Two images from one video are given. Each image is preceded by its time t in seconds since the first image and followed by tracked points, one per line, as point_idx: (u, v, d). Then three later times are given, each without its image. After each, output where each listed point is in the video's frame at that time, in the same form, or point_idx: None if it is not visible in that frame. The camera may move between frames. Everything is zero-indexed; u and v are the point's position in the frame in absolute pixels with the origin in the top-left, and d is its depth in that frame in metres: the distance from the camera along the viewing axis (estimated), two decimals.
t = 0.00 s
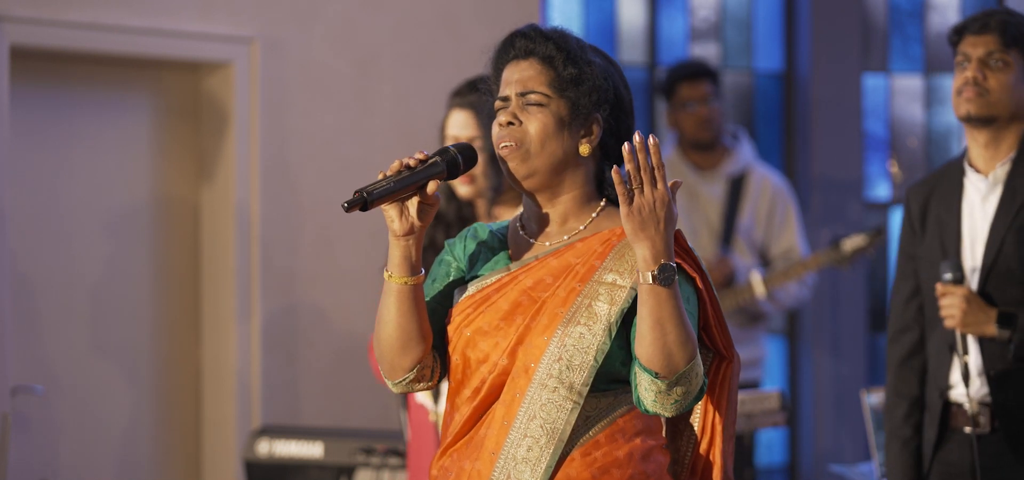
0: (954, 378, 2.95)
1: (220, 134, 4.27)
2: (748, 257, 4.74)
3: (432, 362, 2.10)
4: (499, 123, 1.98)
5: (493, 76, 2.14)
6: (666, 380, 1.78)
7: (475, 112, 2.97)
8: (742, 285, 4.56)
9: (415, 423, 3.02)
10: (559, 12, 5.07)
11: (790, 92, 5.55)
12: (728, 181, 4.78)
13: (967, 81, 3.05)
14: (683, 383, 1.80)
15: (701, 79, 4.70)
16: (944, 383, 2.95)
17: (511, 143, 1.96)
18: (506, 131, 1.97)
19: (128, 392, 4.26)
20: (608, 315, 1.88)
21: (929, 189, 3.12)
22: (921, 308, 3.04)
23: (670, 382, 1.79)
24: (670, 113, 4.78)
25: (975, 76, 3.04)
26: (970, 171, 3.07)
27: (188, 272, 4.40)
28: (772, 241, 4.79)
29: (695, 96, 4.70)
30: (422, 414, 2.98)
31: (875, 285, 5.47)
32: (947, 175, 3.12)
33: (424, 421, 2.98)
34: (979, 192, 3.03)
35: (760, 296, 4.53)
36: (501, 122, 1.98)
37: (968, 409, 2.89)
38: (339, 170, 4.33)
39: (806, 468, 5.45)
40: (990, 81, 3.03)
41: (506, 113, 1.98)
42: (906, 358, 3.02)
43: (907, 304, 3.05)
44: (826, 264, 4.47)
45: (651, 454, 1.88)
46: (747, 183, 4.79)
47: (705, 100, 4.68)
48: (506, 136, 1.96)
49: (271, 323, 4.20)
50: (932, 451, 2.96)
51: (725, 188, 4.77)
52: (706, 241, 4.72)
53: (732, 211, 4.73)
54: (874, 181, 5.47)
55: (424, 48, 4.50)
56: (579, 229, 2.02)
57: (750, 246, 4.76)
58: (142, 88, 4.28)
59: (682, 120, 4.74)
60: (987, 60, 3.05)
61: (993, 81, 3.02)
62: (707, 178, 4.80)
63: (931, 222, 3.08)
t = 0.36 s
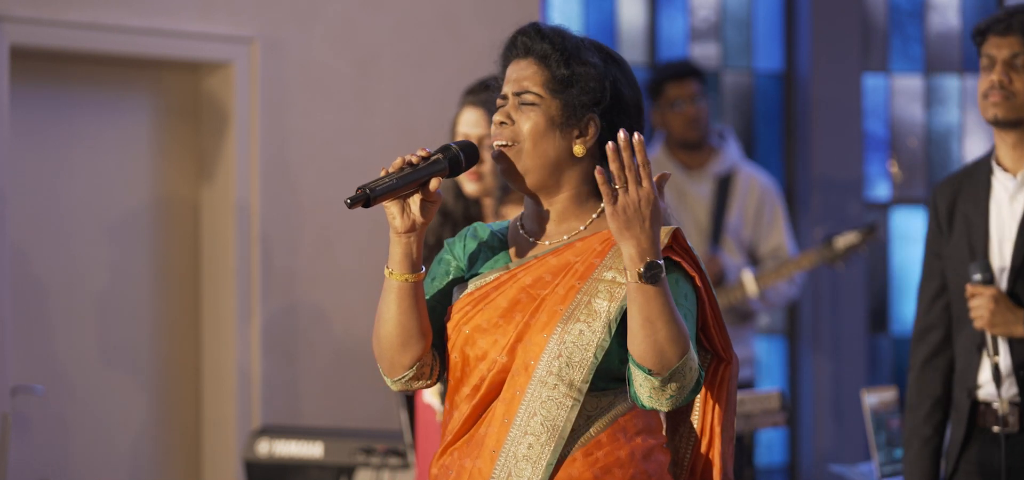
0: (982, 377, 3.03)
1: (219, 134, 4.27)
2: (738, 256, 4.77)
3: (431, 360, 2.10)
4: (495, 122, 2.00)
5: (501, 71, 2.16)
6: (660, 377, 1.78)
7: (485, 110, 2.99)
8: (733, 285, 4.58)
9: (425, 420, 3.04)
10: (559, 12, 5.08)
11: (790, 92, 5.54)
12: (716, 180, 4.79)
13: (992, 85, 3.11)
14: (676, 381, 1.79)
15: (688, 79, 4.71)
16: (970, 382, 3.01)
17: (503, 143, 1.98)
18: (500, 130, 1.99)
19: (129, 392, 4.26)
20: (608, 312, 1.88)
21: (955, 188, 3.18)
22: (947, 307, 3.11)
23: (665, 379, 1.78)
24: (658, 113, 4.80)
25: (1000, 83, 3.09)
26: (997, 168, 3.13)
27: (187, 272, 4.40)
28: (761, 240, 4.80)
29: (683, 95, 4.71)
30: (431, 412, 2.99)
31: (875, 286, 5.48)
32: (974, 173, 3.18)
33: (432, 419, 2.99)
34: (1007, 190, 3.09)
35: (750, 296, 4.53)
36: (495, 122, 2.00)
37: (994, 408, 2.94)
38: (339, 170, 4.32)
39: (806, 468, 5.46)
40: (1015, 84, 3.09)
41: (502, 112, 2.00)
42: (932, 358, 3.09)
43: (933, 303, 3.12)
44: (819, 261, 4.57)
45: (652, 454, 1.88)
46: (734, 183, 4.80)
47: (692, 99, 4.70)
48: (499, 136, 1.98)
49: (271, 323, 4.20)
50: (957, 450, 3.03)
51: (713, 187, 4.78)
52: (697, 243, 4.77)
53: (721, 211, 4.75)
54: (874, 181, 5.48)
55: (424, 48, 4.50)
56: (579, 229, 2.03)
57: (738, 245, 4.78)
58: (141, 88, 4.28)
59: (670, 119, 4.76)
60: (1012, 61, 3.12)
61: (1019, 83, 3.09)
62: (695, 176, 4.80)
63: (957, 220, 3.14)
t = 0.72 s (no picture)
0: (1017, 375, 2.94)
1: (219, 134, 4.28)
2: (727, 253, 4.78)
3: (428, 358, 2.10)
4: (505, 110, 1.99)
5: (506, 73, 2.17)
6: (650, 368, 1.76)
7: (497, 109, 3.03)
8: (725, 282, 4.61)
9: (430, 420, 3.05)
10: (560, 12, 5.11)
11: (790, 92, 5.54)
12: (705, 179, 4.77)
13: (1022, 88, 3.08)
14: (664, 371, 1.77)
15: (675, 78, 4.73)
16: (1001, 381, 2.94)
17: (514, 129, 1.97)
18: (510, 117, 1.98)
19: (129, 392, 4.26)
20: (605, 312, 1.88)
21: (986, 188, 3.14)
22: (979, 309, 3.07)
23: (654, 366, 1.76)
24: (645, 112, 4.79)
25: None
26: None
27: (187, 272, 4.39)
28: (750, 237, 4.82)
29: (670, 95, 4.72)
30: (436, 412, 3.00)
31: (875, 286, 5.48)
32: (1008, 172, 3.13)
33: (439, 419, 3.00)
34: None
35: (742, 291, 4.57)
36: (506, 108, 1.99)
37: None
38: (339, 170, 4.32)
39: (806, 468, 5.46)
40: None
41: (513, 100, 1.99)
42: (964, 359, 3.05)
43: (964, 306, 3.08)
44: (810, 256, 4.65)
45: (649, 455, 1.88)
46: (722, 182, 4.79)
47: (680, 98, 4.72)
48: (510, 121, 1.97)
49: (271, 323, 4.20)
50: (987, 450, 2.95)
51: (701, 186, 4.77)
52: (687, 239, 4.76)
53: (710, 208, 4.75)
54: (874, 181, 5.48)
55: (424, 48, 4.50)
56: (579, 228, 2.03)
57: (729, 243, 4.79)
58: (141, 88, 4.28)
59: (657, 119, 4.76)
60: None
61: None
62: (683, 176, 4.79)
63: (988, 222, 3.09)
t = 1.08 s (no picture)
0: None
1: (219, 134, 4.28)
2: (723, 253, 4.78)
3: (427, 357, 2.10)
4: (508, 108, 1.97)
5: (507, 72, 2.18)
6: (631, 378, 1.74)
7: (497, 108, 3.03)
8: (721, 280, 4.61)
9: (431, 419, 3.06)
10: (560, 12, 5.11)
11: (790, 92, 5.55)
12: (701, 178, 4.77)
13: None
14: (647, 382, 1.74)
15: (672, 77, 4.73)
16: None
17: (517, 127, 1.95)
18: (513, 115, 1.96)
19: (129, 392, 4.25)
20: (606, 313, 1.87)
21: (1009, 184, 2.85)
22: (999, 308, 2.78)
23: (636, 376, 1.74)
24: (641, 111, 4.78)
25: None
26: None
27: (187, 272, 4.39)
28: (747, 238, 4.83)
29: (667, 94, 4.72)
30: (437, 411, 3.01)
31: (875, 286, 5.48)
32: None
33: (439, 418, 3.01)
34: None
35: (738, 289, 4.56)
36: (509, 107, 1.97)
37: None
38: (339, 169, 4.32)
39: (806, 468, 5.46)
40: None
41: (516, 98, 1.98)
42: (982, 358, 2.76)
43: (983, 304, 2.79)
44: (807, 254, 4.69)
45: (649, 455, 1.88)
46: (720, 182, 4.79)
47: (677, 97, 4.72)
48: (513, 119, 1.95)
49: (271, 323, 4.20)
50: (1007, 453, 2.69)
51: (698, 186, 4.77)
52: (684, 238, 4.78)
53: (707, 207, 4.75)
54: (874, 181, 5.48)
55: (424, 48, 4.50)
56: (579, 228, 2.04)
57: (726, 243, 4.79)
58: (141, 87, 4.28)
59: (654, 118, 4.77)
60: None
61: None
62: (679, 176, 4.78)
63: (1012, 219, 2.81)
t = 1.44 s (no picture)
0: None
1: (219, 134, 4.27)
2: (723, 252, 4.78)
3: (430, 359, 2.10)
4: (508, 111, 1.98)
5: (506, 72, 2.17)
6: (620, 404, 1.77)
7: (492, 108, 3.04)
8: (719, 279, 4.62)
9: (431, 420, 3.06)
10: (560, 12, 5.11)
11: (790, 92, 5.55)
12: (701, 178, 4.77)
13: None
14: (639, 404, 1.76)
15: (672, 77, 4.73)
16: None
17: (517, 130, 1.95)
18: (514, 118, 1.96)
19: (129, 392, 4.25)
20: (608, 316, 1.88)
21: (1011, 185, 2.83)
22: (1001, 308, 2.76)
23: (628, 404, 1.77)
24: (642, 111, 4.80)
25: None
26: None
27: (187, 272, 4.39)
28: (746, 239, 4.82)
29: (668, 94, 4.72)
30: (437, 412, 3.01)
31: (875, 286, 5.48)
32: None
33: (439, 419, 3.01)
34: None
35: (736, 289, 4.57)
36: (509, 109, 1.97)
37: None
38: (339, 169, 4.32)
39: (806, 468, 5.46)
40: None
41: (516, 100, 1.98)
42: (985, 358, 2.74)
43: (985, 305, 2.78)
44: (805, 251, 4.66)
45: (651, 456, 1.88)
46: (720, 182, 4.79)
47: (678, 97, 4.72)
48: (513, 122, 1.95)
49: (271, 323, 4.20)
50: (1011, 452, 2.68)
51: (698, 186, 4.77)
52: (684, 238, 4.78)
53: (707, 207, 4.75)
54: (874, 181, 5.47)
55: (424, 48, 4.50)
56: (580, 228, 2.03)
57: (725, 243, 4.79)
58: (141, 88, 4.28)
59: (654, 118, 4.76)
60: None
61: None
62: (679, 176, 4.78)
63: (1016, 219, 2.79)
